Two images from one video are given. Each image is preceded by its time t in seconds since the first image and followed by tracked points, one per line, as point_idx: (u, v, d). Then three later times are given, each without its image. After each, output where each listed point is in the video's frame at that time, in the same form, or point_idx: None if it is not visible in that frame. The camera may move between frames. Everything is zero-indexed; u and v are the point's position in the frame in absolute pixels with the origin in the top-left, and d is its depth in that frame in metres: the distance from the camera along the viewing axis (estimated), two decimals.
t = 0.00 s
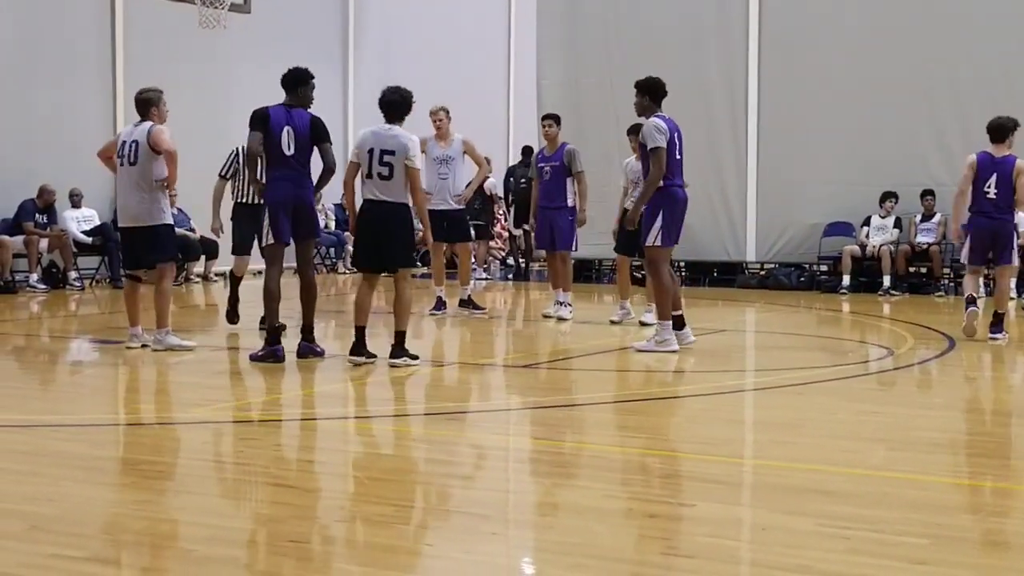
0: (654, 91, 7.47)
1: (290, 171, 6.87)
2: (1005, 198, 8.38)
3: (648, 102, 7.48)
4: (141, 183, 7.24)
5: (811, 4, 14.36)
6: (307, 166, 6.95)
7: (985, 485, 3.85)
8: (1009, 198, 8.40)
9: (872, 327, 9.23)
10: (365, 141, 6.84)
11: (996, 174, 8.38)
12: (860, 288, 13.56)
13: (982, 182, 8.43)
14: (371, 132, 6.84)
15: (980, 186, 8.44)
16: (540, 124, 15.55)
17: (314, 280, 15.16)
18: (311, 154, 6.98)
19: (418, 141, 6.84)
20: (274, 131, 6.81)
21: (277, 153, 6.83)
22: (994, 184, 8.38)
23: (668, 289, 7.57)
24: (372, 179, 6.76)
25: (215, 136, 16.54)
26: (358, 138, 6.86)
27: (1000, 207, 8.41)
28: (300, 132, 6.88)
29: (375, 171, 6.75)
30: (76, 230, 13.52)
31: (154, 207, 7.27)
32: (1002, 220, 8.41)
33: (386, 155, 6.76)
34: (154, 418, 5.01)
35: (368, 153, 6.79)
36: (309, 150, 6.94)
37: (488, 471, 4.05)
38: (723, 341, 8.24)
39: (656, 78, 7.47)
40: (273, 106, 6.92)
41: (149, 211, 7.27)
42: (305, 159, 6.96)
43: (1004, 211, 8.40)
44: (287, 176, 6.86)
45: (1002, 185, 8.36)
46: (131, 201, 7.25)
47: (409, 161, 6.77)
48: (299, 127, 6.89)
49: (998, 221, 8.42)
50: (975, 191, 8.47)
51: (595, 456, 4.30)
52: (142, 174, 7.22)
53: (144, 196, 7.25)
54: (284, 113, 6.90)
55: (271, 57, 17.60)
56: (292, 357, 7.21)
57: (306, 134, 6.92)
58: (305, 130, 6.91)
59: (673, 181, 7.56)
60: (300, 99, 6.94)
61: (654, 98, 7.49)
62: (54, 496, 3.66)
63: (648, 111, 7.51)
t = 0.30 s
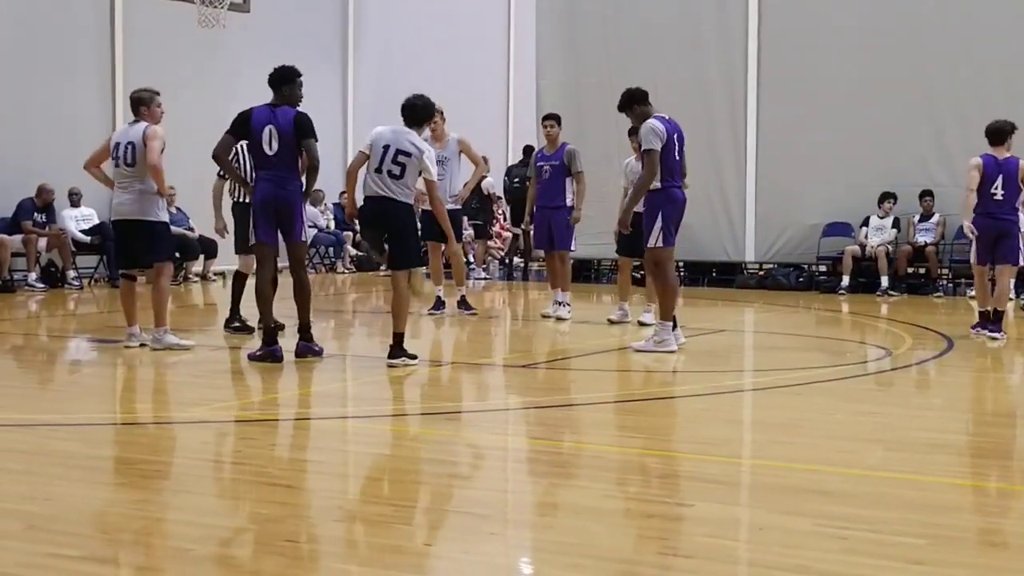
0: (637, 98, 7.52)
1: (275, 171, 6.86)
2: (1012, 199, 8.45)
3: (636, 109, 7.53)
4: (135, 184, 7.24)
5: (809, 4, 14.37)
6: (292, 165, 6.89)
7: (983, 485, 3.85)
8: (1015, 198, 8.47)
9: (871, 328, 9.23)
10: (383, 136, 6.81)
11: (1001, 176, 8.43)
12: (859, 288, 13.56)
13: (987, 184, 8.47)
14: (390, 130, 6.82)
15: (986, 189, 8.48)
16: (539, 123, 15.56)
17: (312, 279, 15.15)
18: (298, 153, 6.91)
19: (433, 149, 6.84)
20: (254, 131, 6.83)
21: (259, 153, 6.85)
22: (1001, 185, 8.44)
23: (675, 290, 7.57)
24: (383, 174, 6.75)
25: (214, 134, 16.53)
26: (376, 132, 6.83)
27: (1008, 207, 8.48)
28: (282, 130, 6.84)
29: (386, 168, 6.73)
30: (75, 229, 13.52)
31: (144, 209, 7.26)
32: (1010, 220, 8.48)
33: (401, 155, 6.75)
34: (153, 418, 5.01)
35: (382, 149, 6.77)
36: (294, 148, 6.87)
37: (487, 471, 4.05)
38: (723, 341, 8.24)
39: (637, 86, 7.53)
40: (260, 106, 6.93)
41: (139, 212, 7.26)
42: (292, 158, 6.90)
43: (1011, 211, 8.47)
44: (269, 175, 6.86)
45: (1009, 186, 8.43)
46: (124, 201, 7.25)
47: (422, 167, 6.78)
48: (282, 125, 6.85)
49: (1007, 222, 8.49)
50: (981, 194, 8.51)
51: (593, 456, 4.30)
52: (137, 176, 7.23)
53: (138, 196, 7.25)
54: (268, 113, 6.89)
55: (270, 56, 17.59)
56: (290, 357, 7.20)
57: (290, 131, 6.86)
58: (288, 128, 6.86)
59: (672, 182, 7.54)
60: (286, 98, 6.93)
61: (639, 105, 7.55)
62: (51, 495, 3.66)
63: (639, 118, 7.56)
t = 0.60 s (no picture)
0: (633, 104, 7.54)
1: (268, 172, 6.86)
2: (1016, 198, 8.48)
3: (632, 114, 7.54)
4: (136, 184, 7.23)
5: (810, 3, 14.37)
6: (287, 164, 6.88)
7: (985, 485, 3.84)
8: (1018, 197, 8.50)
9: (870, 327, 9.23)
10: (391, 136, 6.81)
11: (1005, 176, 8.44)
12: (859, 288, 13.55)
13: (991, 185, 8.47)
14: (398, 130, 6.82)
15: (991, 191, 8.48)
16: (539, 122, 15.56)
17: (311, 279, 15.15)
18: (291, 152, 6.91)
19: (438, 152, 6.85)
20: (249, 130, 6.82)
21: (254, 153, 6.84)
22: (1005, 186, 8.44)
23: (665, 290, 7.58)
24: (388, 173, 6.73)
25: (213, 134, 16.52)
26: (385, 130, 6.82)
27: (1012, 207, 8.50)
28: (276, 129, 6.84)
29: (391, 167, 6.72)
30: (75, 228, 13.53)
31: (146, 209, 7.26)
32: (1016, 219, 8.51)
33: (407, 156, 6.74)
34: (151, 417, 5.00)
35: (389, 149, 6.76)
36: (287, 147, 6.87)
37: (486, 471, 4.05)
38: (722, 341, 8.23)
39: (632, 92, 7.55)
40: (253, 104, 6.92)
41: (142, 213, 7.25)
42: (287, 157, 6.89)
43: (1015, 210, 8.50)
44: (263, 176, 6.86)
45: (1012, 186, 8.45)
46: (125, 202, 7.23)
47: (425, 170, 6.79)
48: (275, 124, 6.84)
49: (1013, 221, 8.50)
50: (984, 194, 8.51)
51: (593, 455, 4.29)
52: (139, 176, 7.22)
53: (139, 197, 7.24)
54: (262, 112, 6.89)
55: (269, 55, 17.59)
56: (291, 356, 7.19)
57: (284, 131, 6.86)
58: (282, 127, 6.85)
59: (672, 180, 7.54)
60: (279, 97, 6.93)
61: (635, 111, 7.56)
62: (51, 494, 3.66)
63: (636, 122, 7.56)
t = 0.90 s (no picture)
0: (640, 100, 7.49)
1: (268, 175, 6.85)
2: None
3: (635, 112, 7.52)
4: (135, 184, 7.22)
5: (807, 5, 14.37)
6: (285, 167, 6.90)
7: (980, 487, 3.84)
8: None
9: (867, 329, 9.25)
10: (386, 137, 6.82)
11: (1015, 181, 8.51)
12: (855, 290, 13.55)
13: (1002, 188, 8.55)
14: (393, 131, 6.84)
15: (1001, 194, 8.56)
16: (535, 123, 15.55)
17: (307, 280, 15.13)
18: (289, 155, 6.92)
19: (435, 153, 6.86)
20: (249, 131, 6.78)
21: (253, 154, 6.82)
22: (1016, 191, 8.52)
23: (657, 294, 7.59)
24: (387, 175, 6.72)
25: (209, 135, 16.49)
26: (379, 133, 6.84)
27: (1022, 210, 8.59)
28: (276, 131, 6.84)
29: (390, 167, 6.71)
30: (70, 228, 13.50)
31: (146, 209, 7.25)
32: None
33: (405, 156, 6.73)
34: (146, 418, 5.00)
35: (386, 149, 6.76)
36: (286, 150, 6.88)
37: (482, 471, 4.04)
38: (718, 343, 8.23)
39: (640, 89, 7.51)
40: (251, 105, 6.88)
41: (143, 212, 7.25)
42: (284, 159, 6.91)
43: None
44: (262, 177, 6.84)
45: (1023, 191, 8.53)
46: (125, 202, 7.24)
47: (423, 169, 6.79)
48: (276, 127, 6.84)
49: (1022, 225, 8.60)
50: (995, 197, 8.59)
51: (590, 457, 4.29)
52: (138, 176, 7.20)
53: (138, 197, 7.23)
54: (262, 113, 6.85)
55: (265, 56, 17.56)
56: (287, 357, 7.18)
57: (284, 134, 6.87)
58: (282, 130, 6.86)
59: (669, 182, 7.53)
60: (278, 98, 6.91)
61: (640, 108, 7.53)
62: (46, 494, 3.66)
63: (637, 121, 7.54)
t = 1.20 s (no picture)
0: (649, 93, 7.46)
1: (276, 173, 6.87)
2: None
3: (642, 106, 7.48)
4: (150, 181, 7.23)
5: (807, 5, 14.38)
6: (292, 165, 6.91)
7: (978, 487, 3.85)
8: None
9: (866, 328, 9.26)
10: (373, 138, 6.81)
11: None
12: (855, 290, 13.56)
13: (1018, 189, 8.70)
14: (380, 129, 6.83)
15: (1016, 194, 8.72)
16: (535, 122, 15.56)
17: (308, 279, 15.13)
18: (296, 154, 6.94)
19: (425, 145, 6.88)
20: (259, 130, 6.77)
21: (261, 153, 6.81)
22: None
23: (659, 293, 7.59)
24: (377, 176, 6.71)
25: (209, 134, 16.50)
26: (366, 134, 6.83)
27: None
28: (286, 131, 6.84)
29: (380, 167, 6.71)
30: (71, 226, 13.51)
31: (160, 204, 7.25)
32: None
33: (395, 153, 6.74)
34: (148, 416, 5.00)
35: (375, 149, 6.76)
36: (294, 149, 6.90)
37: (481, 470, 4.05)
38: (717, 342, 8.24)
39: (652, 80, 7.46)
40: (260, 103, 6.87)
41: (156, 208, 7.24)
42: (291, 158, 6.93)
43: None
44: (271, 175, 6.84)
45: None
46: (140, 200, 7.23)
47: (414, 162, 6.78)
48: (286, 126, 6.85)
49: None
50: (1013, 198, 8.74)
51: (590, 455, 4.30)
52: (153, 172, 7.22)
53: (153, 193, 7.23)
54: (271, 112, 6.85)
55: (266, 54, 17.58)
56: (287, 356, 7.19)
57: (292, 134, 6.88)
58: (291, 129, 6.87)
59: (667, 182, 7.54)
60: (285, 97, 6.91)
61: (650, 102, 7.49)
62: (48, 491, 3.66)
63: (644, 114, 7.51)
